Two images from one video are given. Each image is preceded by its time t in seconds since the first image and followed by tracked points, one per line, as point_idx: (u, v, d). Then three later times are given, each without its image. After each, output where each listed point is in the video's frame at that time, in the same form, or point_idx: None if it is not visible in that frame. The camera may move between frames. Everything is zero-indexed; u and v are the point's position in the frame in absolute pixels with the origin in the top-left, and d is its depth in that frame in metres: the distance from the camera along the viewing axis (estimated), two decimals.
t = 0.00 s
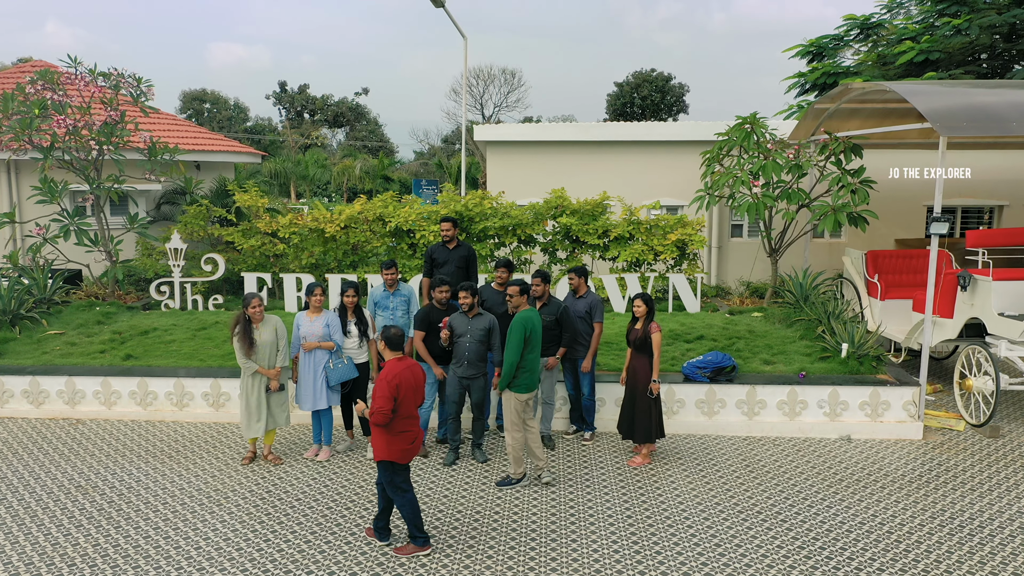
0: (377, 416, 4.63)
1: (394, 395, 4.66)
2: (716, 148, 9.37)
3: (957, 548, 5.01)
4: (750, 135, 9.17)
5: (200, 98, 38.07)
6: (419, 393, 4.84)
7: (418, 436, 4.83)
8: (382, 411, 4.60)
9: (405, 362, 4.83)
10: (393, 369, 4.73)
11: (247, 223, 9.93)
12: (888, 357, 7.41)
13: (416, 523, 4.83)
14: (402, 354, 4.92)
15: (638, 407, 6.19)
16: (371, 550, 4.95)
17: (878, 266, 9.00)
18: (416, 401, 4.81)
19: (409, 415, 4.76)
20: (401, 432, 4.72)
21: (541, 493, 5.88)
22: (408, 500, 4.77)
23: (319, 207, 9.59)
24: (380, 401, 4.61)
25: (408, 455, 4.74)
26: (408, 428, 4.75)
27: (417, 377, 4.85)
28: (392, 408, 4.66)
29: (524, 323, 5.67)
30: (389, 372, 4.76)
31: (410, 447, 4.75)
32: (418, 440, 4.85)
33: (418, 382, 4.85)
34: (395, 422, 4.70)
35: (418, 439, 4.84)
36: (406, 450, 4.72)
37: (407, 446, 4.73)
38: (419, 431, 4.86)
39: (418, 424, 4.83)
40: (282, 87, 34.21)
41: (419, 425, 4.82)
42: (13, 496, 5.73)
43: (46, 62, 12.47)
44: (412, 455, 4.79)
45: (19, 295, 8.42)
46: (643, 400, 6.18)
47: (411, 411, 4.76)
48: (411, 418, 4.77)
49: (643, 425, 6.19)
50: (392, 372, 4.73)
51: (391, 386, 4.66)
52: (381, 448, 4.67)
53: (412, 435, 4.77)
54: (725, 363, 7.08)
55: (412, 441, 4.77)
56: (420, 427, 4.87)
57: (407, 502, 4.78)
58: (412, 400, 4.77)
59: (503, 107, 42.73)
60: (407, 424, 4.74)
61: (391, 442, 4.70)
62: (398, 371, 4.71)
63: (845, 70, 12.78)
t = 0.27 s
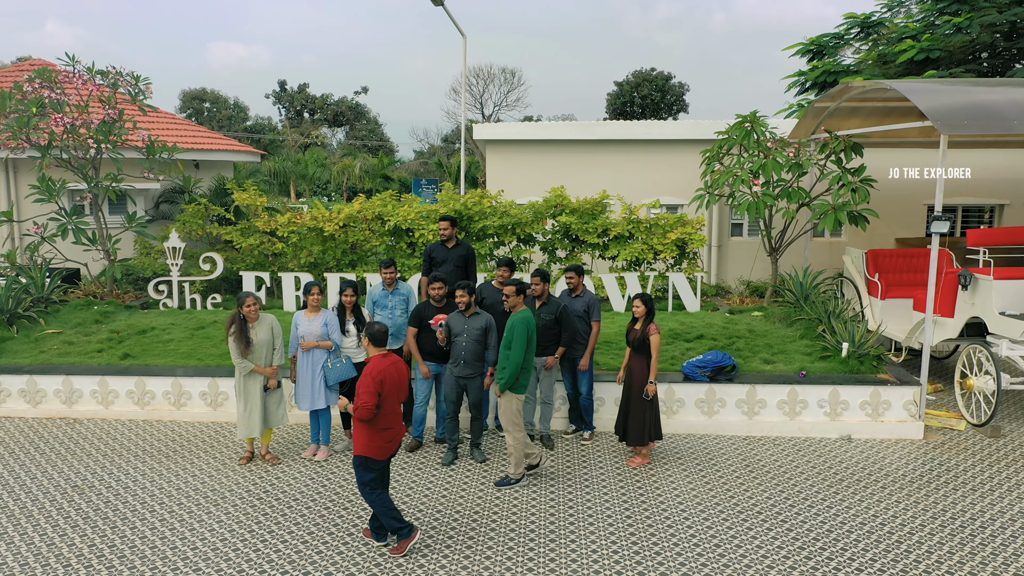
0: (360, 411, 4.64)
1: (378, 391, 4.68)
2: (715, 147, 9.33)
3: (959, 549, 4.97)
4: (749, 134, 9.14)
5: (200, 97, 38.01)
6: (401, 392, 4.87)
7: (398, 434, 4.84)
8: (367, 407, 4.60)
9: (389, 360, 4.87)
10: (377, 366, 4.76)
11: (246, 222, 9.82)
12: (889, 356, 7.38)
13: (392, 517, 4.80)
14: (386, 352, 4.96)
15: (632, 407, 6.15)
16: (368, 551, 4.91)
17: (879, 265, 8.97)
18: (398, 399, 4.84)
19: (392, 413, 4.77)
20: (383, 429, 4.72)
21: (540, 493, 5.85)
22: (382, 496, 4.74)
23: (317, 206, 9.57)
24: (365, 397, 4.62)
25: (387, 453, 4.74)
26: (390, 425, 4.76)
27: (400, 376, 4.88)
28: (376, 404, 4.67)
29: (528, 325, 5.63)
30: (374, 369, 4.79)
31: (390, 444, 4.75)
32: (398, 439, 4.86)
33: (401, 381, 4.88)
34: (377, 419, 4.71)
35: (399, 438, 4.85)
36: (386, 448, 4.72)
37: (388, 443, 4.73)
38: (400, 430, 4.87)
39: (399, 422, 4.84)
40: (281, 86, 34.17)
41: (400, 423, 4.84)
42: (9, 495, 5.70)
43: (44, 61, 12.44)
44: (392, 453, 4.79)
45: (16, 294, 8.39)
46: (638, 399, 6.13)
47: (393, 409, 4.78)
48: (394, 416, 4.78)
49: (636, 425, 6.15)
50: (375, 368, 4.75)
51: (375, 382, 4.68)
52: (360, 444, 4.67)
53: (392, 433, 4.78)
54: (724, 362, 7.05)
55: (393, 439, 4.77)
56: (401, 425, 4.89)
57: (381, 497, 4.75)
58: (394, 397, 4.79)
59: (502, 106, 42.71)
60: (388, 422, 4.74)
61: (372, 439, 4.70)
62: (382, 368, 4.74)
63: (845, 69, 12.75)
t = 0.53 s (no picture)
0: (337, 415, 4.46)
1: (354, 394, 4.50)
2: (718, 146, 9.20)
3: (970, 558, 4.83)
4: (752, 133, 9.00)
5: (200, 97, 37.91)
6: (383, 396, 4.66)
7: (379, 441, 4.62)
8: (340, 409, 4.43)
9: (371, 363, 4.69)
10: (356, 368, 4.59)
11: (242, 223, 9.78)
12: (895, 360, 7.25)
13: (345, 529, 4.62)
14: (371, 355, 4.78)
15: (632, 412, 6.03)
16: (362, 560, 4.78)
17: (883, 267, 8.84)
18: (379, 404, 4.63)
19: (370, 418, 4.57)
20: (360, 434, 4.52)
21: (540, 501, 5.72)
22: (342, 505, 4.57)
23: (315, 206, 9.45)
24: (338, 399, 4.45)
25: (365, 459, 4.54)
26: (368, 430, 4.55)
27: (382, 379, 4.68)
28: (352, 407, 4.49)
29: (529, 330, 5.51)
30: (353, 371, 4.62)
31: (368, 451, 4.54)
32: (380, 446, 4.64)
33: (383, 385, 4.68)
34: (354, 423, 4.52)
35: (380, 444, 4.63)
36: (363, 454, 4.51)
37: (365, 449, 4.53)
38: (382, 437, 4.66)
39: (380, 428, 4.63)
40: (281, 86, 34.05)
41: (380, 430, 4.62)
42: None
43: (40, 61, 12.33)
44: (371, 460, 4.57)
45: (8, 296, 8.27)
46: (638, 403, 6.01)
47: (372, 413, 4.58)
48: (372, 421, 4.57)
49: (636, 430, 6.02)
50: (353, 371, 4.58)
51: (352, 384, 4.51)
52: (336, 446, 4.50)
53: (371, 439, 4.56)
54: (728, 367, 6.92)
55: (371, 445, 4.56)
56: (383, 432, 4.67)
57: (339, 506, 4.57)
58: (374, 402, 4.59)
59: (502, 106, 42.57)
60: (366, 427, 4.54)
61: (349, 443, 4.51)
62: (359, 370, 4.56)
63: (848, 68, 12.63)
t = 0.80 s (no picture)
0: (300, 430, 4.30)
1: (317, 408, 4.30)
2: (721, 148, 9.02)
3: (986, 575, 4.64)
4: (757, 135, 8.82)
5: (199, 97, 37.74)
6: (353, 411, 4.41)
7: (349, 458, 4.37)
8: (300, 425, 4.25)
9: (342, 376, 4.46)
10: (323, 381, 4.39)
11: (238, 226, 9.49)
12: (904, 368, 7.07)
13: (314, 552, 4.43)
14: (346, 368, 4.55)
15: (633, 422, 5.84)
16: None
17: (890, 272, 8.67)
18: (348, 419, 4.38)
19: (337, 434, 4.33)
20: (326, 450, 4.31)
21: (540, 514, 5.53)
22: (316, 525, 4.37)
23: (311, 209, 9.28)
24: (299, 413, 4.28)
25: (333, 477, 4.31)
26: (335, 446, 4.32)
27: (352, 394, 4.42)
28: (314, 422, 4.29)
29: (528, 335, 5.33)
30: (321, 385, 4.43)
31: (335, 469, 4.31)
32: (351, 463, 4.39)
33: (353, 399, 4.42)
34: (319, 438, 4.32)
35: (353, 461, 4.40)
36: (329, 472, 4.29)
37: (331, 467, 4.30)
38: (354, 454, 4.40)
39: (349, 445, 4.37)
40: (280, 86, 33.87)
41: (349, 447, 4.36)
42: None
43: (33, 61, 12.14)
44: (340, 478, 4.34)
45: None
46: (639, 413, 5.82)
47: (338, 429, 4.33)
48: (339, 437, 4.33)
49: (637, 440, 5.84)
50: (321, 385, 4.38)
51: (316, 399, 4.31)
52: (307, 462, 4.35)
53: (340, 456, 4.33)
54: (733, 376, 6.75)
55: (339, 462, 4.32)
56: (356, 449, 4.41)
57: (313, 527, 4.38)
58: (340, 417, 4.34)
59: (502, 106, 42.37)
60: (333, 443, 4.31)
61: (318, 460, 4.32)
62: (324, 384, 4.36)
63: (852, 69, 12.45)
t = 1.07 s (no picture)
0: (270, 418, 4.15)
1: (288, 398, 4.11)
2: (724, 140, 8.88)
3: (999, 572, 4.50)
4: (760, 128, 8.64)
5: (197, 96, 37.60)
6: (328, 404, 4.18)
7: (322, 452, 4.19)
8: (263, 410, 4.12)
9: (320, 367, 4.21)
10: (299, 370, 4.17)
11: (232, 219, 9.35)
12: (911, 362, 6.94)
13: (305, 547, 4.30)
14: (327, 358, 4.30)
15: (635, 415, 5.71)
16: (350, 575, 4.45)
17: (895, 266, 8.54)
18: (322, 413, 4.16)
19: (309, 426, 4.15)
20: (298, 442, 4.14)
21: (539, 510, 5.40)
22: (304, 518, 4.25)
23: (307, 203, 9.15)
24: (269, 401, 4.13)
25: (305, 471, 4.15)
26: (306, 439, 4.14)
27: (327, 386, 4.18)
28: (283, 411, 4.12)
29: (524, 324, 5.21)
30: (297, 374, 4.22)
31: (307, 463, 4.14)
32: (325, 457, 4.21)
33: (329, 392, 4.18)
34: (290, 429, 4.16)
35: (324, 456, 4.20)
36: (300, 465, 4.13)
37: (304, 460, 4.13)
38: (327, 448, 4.21)
39: (322, 439, 4.18)
40: (278, 85, 33.72)
41: (321, 441, 4.17)
42: None
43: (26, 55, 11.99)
44: (313, 472, 4.17)
45: None
46: (642, 405, 5.70)
47: (310, 422, 4.14)
48: (311, 430, 4.15)
49: (639, 433, 5.71)
50: (295, 376, 4.16)
51: (286, 390, 4.11)
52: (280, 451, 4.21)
53: (309, 450, 4.15)
54: (737, 369, 6.60)
55: (311, 456, 4.15)
56: (330, 443, 4.22)
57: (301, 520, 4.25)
58: (312, 410, 4.13)
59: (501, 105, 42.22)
60: (304, 435, 4.14)
61: (289, 451, 4.17)
62: (295, 374, 4.14)
63: (856, 62, 12.32)
